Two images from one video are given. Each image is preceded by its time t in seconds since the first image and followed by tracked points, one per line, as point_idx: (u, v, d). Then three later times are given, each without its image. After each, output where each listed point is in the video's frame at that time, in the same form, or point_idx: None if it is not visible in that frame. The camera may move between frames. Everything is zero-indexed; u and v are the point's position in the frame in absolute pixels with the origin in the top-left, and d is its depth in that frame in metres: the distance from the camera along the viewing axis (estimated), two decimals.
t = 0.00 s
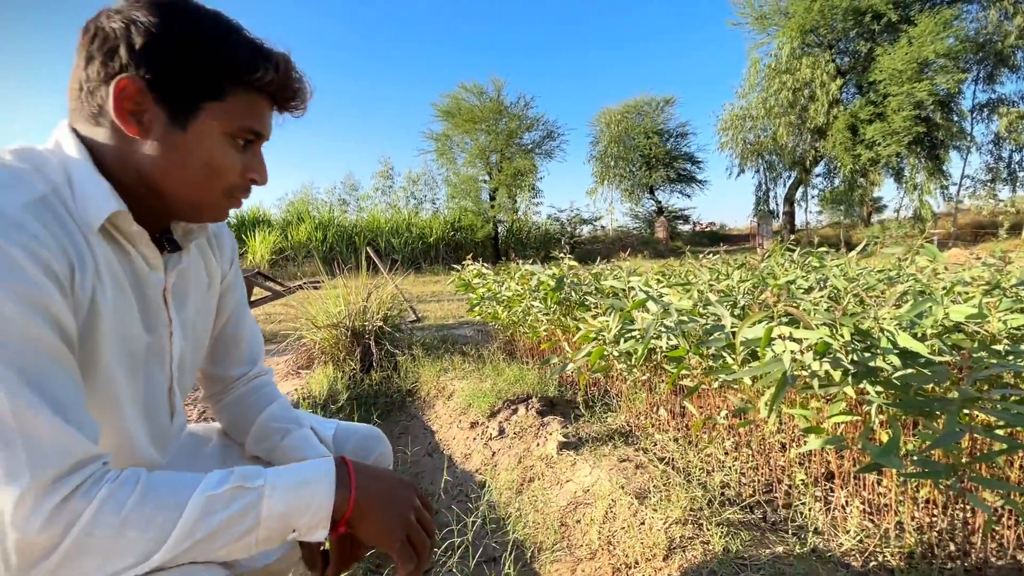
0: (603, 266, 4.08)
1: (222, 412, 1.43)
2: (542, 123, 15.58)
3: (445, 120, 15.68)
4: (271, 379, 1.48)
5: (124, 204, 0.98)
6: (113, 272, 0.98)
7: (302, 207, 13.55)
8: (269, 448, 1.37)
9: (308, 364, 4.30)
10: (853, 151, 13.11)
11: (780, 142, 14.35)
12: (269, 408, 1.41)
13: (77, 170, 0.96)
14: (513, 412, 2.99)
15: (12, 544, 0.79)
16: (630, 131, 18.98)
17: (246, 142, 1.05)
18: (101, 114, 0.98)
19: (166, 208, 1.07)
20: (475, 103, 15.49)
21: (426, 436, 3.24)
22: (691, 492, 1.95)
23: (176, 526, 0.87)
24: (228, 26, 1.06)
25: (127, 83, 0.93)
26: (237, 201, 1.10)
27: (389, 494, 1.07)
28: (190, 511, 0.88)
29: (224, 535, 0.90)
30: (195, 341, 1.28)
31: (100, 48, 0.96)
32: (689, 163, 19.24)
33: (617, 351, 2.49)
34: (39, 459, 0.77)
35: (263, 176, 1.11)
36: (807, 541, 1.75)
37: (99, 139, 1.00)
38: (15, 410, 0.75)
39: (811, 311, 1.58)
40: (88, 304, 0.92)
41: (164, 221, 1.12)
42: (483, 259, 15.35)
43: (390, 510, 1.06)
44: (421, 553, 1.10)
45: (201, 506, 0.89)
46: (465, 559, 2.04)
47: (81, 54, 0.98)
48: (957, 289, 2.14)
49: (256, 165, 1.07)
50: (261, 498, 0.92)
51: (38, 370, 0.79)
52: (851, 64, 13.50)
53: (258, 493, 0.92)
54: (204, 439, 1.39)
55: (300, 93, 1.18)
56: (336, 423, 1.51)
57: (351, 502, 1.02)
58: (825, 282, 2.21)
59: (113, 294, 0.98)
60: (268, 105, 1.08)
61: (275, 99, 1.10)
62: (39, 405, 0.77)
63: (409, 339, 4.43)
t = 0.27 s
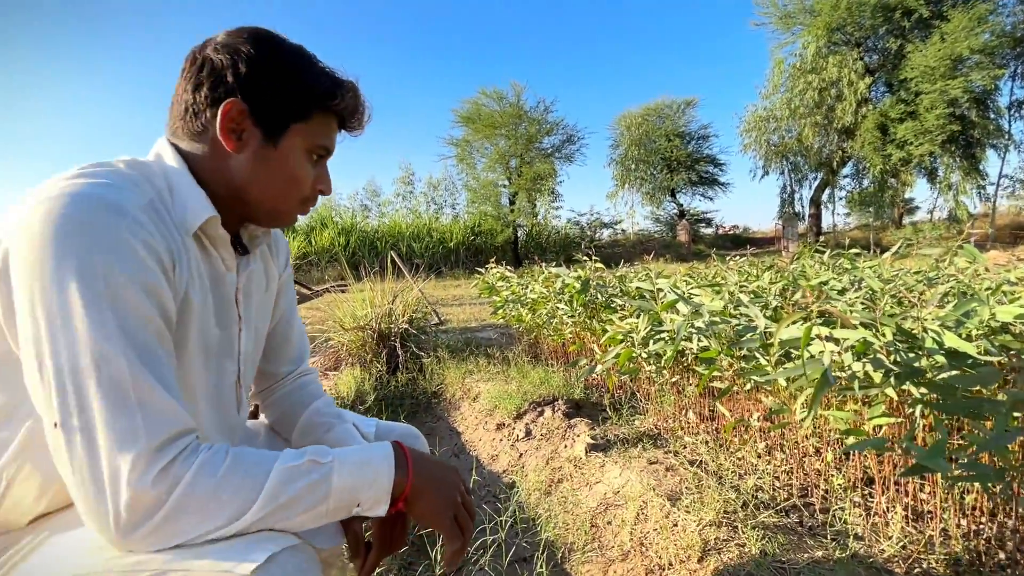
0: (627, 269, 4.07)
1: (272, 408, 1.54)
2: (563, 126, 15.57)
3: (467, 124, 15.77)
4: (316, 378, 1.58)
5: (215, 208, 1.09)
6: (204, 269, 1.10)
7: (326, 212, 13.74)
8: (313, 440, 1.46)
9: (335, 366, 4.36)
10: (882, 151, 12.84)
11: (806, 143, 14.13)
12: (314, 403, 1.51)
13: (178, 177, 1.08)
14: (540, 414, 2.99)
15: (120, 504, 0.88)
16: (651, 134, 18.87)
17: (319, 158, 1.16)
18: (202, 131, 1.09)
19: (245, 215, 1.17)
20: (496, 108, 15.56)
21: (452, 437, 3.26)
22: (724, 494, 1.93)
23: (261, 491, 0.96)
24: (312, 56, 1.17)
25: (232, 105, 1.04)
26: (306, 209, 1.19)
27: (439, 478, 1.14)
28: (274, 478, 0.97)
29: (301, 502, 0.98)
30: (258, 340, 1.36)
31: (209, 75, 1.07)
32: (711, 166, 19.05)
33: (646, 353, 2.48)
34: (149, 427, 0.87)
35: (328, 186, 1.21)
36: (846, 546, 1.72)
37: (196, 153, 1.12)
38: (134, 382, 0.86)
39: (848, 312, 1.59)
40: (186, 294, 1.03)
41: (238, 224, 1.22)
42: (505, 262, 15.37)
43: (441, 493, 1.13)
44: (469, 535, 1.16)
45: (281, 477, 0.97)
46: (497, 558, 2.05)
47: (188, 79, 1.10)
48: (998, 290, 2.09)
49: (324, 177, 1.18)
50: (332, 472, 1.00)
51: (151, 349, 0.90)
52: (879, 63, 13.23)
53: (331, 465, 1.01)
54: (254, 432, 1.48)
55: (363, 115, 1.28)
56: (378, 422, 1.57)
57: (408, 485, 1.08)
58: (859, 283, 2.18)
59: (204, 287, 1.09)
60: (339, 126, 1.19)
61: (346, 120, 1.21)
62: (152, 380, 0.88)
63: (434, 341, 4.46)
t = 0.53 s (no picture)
0: (647, 273, 4.05)
1: (309, 410, 1.63)
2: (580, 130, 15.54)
3: (484, 128, 15.81)
4: (349, 383, 1.69)
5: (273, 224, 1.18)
6: (259, 279, 1.17)
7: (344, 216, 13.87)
8: (351, 440, 1.56)
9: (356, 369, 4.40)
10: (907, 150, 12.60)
11: (829, 143, 13.93)
12: (351, 406, 1.62)
13: (238, 195, 1.16)
14: (560, 418, 2.99)
15: (197, 497, 0.93)
16: (670, 136, 18.74)
17: (365, 176, 1.28)
18: (263, 151, 1.21)
19: (296, 228, 1.28)
20: (513, 112, 15.59)
21: (473, 441, 3.27)
22: (750, 501, 1.91)
23: (320, 488, 1.03)
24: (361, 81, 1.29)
25: (294, 128, 1.16)
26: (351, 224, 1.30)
27: (478, 478, 1.23)
28: (332, 474, 1.04)
29: (354, 500, 1.06)
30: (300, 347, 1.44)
31: (271, 99, 1.19)
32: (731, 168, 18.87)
33: (668, 358, 2.47)
34: (224, 425, 0.94)
35: (371, 203, 1.32)
36: (876, 555, 1.69)
37: (256, 171, 1.23)
38: (211, 384, 0.93)
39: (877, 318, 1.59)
40: (247, 303, 1.10)
41: (287, 236, 1.31)
42: (522, 266, 15.36)
43: (480, 492, 1.22)
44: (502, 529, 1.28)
45: (338, 473, 1.05)
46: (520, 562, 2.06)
47: (251, 103, 1.22)
48: None
49: (369, 195, 1.30)
50: (382, 470, 1.08)
51: (223, 354, 0.97)
52: (904, 61, 13.00)
53: (381, 465, 1.08)
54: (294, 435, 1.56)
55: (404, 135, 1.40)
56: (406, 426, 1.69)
57: (451, 485, 1.17)
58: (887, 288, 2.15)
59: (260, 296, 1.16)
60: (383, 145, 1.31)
61: (390, 140, 1.33)
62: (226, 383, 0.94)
63: (453, 345, 4.48)
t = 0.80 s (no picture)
0: (664, 275, 4.02)
1: (336, 411, 1.65)
2: (595, 131, 15.50)
3: (499, 130, 15.83)
4: (374, 384, 1.71)
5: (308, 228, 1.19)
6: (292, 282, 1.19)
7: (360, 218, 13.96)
8: (376, 441, 1.58)
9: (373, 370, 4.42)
10: (930, 149, 12.38)
11: (848, 142, 13.76)
12: (376, 407, 1.64)
13: (275, 201, 1.18)
14: (577, 421, 2.97)
15: (238, 496, 0.95)
16: (685, 136, 18.62)
17: (394, 180, 1.30)
18: (297, 158, 1.22)
19: (328, 232, 1.30)
20: (528, 114, 15.59)
21: (489, 443, 3.27)
22: (771, 506, 1.89)
23: (355, 488, 1.04)
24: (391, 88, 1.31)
25: (329, 135, 1.17)
26: (381, 228, 1.32)
27: (504, 484, 1.22)
28: (365, 475, 1.05)
29: (388, 501, 1.06)
30: (328, 349, 1.45)
31: (305, 108, 1.21)
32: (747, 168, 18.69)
33: (686, 361, 2.45)
34: (264, 426, 0.95)
35: (400, 208, 1.34)
36: (901, 563, 1.67)
37: (289, 177, 1.24)
38: (252, 386, 0.95)
39: (901, 323, 1.58)
40: (283, 306, 1.11)
41: (318, 239, 1.33)
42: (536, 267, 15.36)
43: (506, 498, 1.22)
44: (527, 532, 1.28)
45: (372, 474, 1.05)
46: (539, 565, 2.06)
47: (286, 112, 1.24)
48: None
49: (398, 199, 1.32)
50: (415, 471, 1.09)
51: (262, 356, 0.99)
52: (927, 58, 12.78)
53: (413, 466, 1.09)
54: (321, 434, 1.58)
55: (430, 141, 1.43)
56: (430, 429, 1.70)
57: (477, 490, 1.17)
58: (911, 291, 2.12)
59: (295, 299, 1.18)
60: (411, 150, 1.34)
61: (418, 145, 1.35)
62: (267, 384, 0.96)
63: (469, 347, 4.49)
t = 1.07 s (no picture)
0: (677, 276, 3.99)
1: (353, 411, 1.66)
2: (607, 131, 15.45)
3: (510, 131, 15.84)
4: (390, 386, 1.71)
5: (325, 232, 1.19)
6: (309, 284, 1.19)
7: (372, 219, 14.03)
8: (391, 442, 1.57)
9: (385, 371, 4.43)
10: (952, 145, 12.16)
11: (866, 140, 13.59)
12: (390, 409, 1.63)
13: (292, 204, 1.19)
14: (589, 422, 2.95)
15: (256, 498, 0.95)
16: (698, 136, 18.51)
17: (409, 181, 1.30)
18: (312, 162, 1.22)
19: (345, 234, 1.30)
20: (539, 115, 15.59)
21: (501, 444, 3.26)
22: (787, 510, 1.86)
23: (371, 491, 1.04)
24: (403, 87, 1.31)
25: (343, 139, 1.17)
26: (397, 229, 1.32)
27: (519, 490, 1.21)
28: (381, 478, 1.05)
29: (403, 503, 1.06)
30: (344, 351, 1.45)
31: (320, 111, 1.21)
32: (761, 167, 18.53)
33: (700, 362, 2.42)
34: (282, 428, 0.96)
35: (415, 208, 1.34)
36: (922, 570, 1.63)
37: (305, 181, 1.24)
38: (271, 389, 0.95)
39: (921, 325, 1.55)
40: (301, 309, 1.11)
41: (334, 241, 1.33)
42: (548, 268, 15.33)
43: (521, 503, 1.21)
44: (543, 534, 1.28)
45: (387, 477, 1.05)
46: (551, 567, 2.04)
47: (300, 115, 1.24)
48: None
49: (412, 199, 1.32)
50: (429, 474, 1.08)
51: (281, 359, 0.99)
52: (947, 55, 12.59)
53: (427, 469, 1.09)
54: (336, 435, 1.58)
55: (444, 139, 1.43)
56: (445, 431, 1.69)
57: (492, 495, 1.16)
58: (931, 292, 2.08)
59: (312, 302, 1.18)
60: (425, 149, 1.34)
61: (431, 143, 1.35)
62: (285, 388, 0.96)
63: (481, 348, 4.49)
